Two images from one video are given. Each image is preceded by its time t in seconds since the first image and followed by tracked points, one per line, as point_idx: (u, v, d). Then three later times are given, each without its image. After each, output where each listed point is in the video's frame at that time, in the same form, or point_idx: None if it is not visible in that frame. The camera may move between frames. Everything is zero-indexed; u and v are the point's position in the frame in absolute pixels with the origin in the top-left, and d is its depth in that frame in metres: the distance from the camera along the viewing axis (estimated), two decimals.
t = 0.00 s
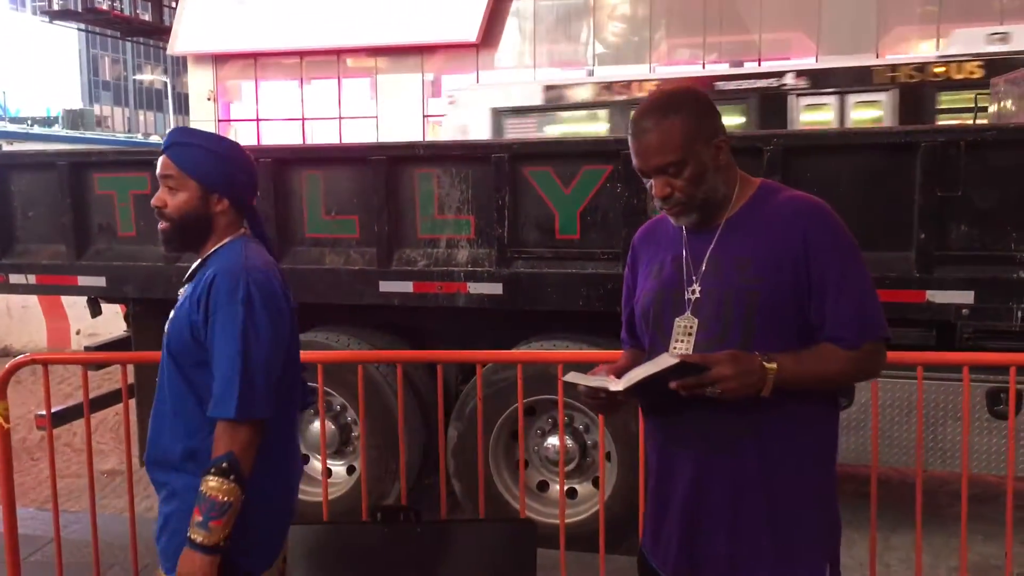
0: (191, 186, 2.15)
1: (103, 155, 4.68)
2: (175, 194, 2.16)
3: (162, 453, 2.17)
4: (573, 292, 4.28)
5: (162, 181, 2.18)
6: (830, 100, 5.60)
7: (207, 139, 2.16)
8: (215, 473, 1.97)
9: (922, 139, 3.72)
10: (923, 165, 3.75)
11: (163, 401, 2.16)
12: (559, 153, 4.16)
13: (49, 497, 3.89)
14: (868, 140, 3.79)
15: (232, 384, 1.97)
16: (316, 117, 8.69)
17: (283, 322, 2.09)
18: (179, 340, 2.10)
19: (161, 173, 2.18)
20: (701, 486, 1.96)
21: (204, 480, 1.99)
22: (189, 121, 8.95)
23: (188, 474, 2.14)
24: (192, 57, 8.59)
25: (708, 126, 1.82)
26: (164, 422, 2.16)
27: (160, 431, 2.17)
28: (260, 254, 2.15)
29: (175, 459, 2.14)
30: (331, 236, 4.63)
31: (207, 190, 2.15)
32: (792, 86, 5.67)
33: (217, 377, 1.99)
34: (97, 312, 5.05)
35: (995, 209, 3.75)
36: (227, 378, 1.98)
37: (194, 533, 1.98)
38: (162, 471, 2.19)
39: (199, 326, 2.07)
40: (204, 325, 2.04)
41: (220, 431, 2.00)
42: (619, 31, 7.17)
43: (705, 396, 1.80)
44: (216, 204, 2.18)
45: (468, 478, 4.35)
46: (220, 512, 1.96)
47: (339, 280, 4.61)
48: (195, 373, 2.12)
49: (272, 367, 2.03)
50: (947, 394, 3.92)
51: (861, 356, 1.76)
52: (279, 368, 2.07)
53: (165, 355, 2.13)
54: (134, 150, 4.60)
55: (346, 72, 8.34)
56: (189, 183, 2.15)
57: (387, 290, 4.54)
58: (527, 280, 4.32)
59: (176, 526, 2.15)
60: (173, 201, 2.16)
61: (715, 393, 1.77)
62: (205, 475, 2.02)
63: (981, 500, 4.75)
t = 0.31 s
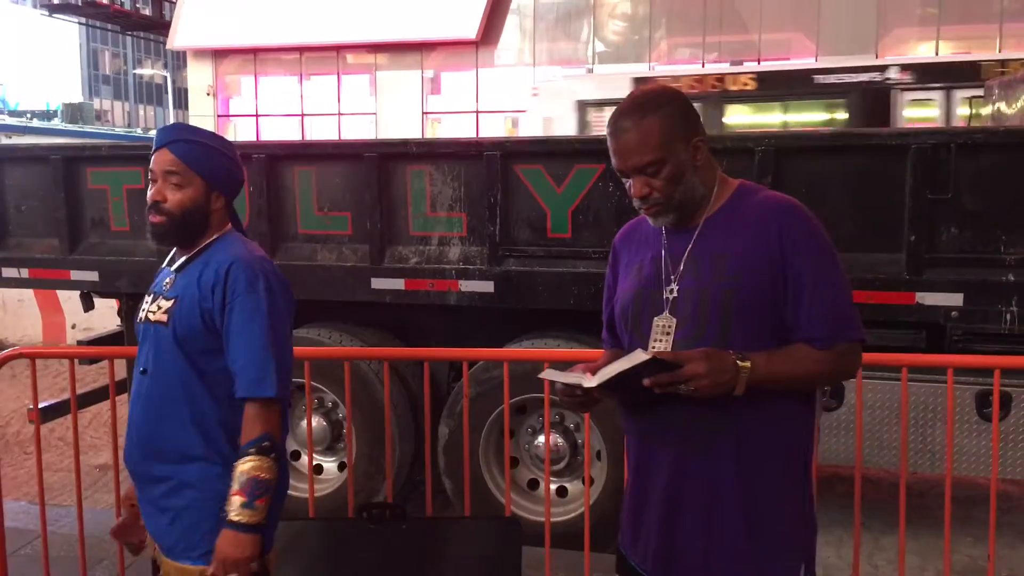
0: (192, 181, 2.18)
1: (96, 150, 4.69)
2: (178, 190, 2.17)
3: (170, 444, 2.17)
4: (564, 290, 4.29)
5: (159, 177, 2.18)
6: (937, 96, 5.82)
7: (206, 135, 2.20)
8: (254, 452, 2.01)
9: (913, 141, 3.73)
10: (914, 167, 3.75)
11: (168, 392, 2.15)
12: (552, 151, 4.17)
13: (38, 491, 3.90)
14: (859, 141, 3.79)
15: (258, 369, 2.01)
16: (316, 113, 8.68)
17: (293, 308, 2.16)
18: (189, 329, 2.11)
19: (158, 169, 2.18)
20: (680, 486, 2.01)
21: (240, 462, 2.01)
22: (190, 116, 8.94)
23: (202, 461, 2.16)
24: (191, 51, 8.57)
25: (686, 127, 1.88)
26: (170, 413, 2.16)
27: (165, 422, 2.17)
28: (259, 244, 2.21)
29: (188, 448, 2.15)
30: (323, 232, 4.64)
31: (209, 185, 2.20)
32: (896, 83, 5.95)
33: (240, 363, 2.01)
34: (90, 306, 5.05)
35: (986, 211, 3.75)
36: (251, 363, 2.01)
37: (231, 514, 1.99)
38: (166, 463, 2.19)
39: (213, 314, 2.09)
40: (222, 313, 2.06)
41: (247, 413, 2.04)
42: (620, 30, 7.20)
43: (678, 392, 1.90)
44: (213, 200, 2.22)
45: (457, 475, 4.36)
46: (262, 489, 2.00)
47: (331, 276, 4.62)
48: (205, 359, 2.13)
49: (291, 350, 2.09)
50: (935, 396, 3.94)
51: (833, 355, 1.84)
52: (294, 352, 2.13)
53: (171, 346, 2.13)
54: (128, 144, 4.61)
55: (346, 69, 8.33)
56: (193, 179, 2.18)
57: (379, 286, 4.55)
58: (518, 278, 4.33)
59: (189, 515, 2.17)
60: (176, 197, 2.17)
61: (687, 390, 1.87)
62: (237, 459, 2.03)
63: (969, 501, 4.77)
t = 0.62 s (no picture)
0: (226, 185, 2.23)
1: (126, 155, 4.78)
2: (211, 193, 2.22)
3: (209, 446, 2.22)
4: (582, 299, 4.30)
5: (191, 181, 2.23)
6: None
7: (238, 142, 2.27)
8: (317, 443, 2.12)
9: (935, 153, 3.71)
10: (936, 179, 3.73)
11: (207, 395, 2.20)
12: (572, 160, 4.19)
13: (63, 490, 3.99)
14: (880, 152, 3.78)
15: (308, 369, 2.09)
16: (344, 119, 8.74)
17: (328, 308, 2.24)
18: (232, 332, 2.17)
19: (191, 173, 2.23)
20: (688, 493, 2.14)
21: (314, 456, 2.10)
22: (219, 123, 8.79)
23: (241, 463, 2.21)
24: (223, 58, 8.25)
25: (692, 139, 2.06)
26: (209, 415, 2.21)
27: (204, 425, 2.22)
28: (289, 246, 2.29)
29: (228, 450, 2.21)
30: (346, 237, 4.69)
31: (241, 191, 2.26)
32: None
33: (289, 363, 2.09)
34: (118, 307, 5.15)
35: (1009, 225, 3.72)
36: (300, 363, 2.09)
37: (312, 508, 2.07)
38: (204, 462, 2.24)
39: (258, 316, 2.15)
40: (269, 314, 2.13)
41: (302, 414, 2.12)
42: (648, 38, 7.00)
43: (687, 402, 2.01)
44: (244, 205, 2.28)
45: (474, 481, 4.40)
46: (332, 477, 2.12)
47: (353, 282, 4.68)
48: (246, 360, 2.20)
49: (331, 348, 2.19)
50: (956, 410, 3.90)
51: (839, 369, 1.96)
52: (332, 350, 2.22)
53: (210, 347, 2.18)
54: (157, 150, 4.69)
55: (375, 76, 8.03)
56: (227, 184, 2.23)
57: (399, 292, 4.60)
58: (537, 285, 4.35)
59: (230, 515, 2.23)
60: (209, 200, 2.22)
61: (695, 401, 1.97)
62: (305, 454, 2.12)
63: (990, 517, 4.72)
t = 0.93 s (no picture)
0: (282, 192, 2.27)
1: (171, 161, 4.89)
2: (265, 199, 2.26)
3: (251, 453, 2.27)
4: (619, 303, 4.31)
5: (248, 185, 2.28)
6: None
7: (295, 149, 2.30)
8: (359, 469, 2.17)
9: (979, 157, 3.65)
10: (979, 183, 3.68)
11: (252, 402, 2.25)
12: (609, 165, 4.20)
13: (108, 489, 4.08)
14: (921, 156, 3.73)
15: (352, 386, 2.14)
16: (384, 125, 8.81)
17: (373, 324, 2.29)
18: (279, 342, 2.22)
19: (248, 178, 2.27)
20: (718, 500, 2.14)
21: (352, 478, 2.17)
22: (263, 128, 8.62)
23: (281, 472, 2.25)
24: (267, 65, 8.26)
25: (722, 143, 2.07)
26: (253, 423, 2.26)
27: (248, 432, 2.27)
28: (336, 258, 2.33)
29: (269, 459, 2.26)
30: (384, 242, 4.75)
31: (296, 198, 2.30)
32: None
33: (335, 378, 2.15)
34: (162, 310, 5.26)
35: None
36: (345, 380, 2.14)
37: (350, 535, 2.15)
38: (246, 469, 2.28)
39: (306, 328, 2.20)
40: (317, 328, 2.18)
41: (344, 432, 2.19)
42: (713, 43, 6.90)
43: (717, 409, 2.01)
44: (298, 212, 2.33)
45: (510, 484, 4.42)
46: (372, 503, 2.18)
47: (390, 285, 4.73)
48: (292, 370, 2.25)
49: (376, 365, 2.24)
50: (998, 418, 3.84)
51: (873, 374, 1.96)
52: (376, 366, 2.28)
53: (258, 356, 2.23)
54: (201, 156, 4.79)
55: (417, 83, 7.83)
56: (282, 191, 2.27)
57: (436, 296, 4.64)
58: (573, 290, 4.36)
59: (267, 523, 2.28)
60: (263, 206, 2.26)
61: (725, 407, 1.97)
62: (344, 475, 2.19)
63: None
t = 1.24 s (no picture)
0: (346, 196, 2.36)
1: (218, 165, 4.97)
2: (331, 205, 2.35)
3: (314, 461, 2.31)
4: (662, 301, 4.29)
5: (314, 190, 2.37)
6: None
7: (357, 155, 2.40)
8: (401, 478, 2.18)
9: None
10: None
11: (315, 409, 2.30)
12: (651, 163, 4.18)
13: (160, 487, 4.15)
14: (972, 150, 3.66)
15: (417, 398, 2.18)
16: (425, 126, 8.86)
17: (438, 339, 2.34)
18: (346, 351, 2.27)
19: (314, 186, 2.37)
20: (767, 498, 2.12)
21: (393, 486, 2.18)
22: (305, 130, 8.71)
23: (341, 482, 2.28)
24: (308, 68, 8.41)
25: (763, 140, 2.09)
26: (317, 430, 2.30)
27: (310, 439, 2.31)
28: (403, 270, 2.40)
29: (331, 467, 2.29)
30: (427, 242, 4.78)
31: (359, 202, 2.39)
32: None
33: (400, 389, 2.19)
34: (210, 311, 5.35)
35: None
36: (409, 392, 2.18)
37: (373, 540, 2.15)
38: (308, 476, 2.32)
39: (371, 337, 2.25)
40: (384, 337, 2.23)
41: (401, 443, 2.22)
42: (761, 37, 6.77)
43: (763, 408, 2.00)
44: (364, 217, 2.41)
45: (554, 483, 4.42)
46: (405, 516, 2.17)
47: (434, 285, 4.75)
48: (356, 379, 2.29)
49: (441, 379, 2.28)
50: None
51: (924, 372, 1.93)
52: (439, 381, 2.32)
53: (325, 364, 2.28)
54: (247, 160, 4.87)
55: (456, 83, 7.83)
56: (347, 196, 2.36)
57: (479, 296, 4.65)
58: (616, 288, 4.35)
59: (325, 534, 2.29)
60: (327, 211, 2.35)
61: (771, 405, 1.96)
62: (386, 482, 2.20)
63: None
